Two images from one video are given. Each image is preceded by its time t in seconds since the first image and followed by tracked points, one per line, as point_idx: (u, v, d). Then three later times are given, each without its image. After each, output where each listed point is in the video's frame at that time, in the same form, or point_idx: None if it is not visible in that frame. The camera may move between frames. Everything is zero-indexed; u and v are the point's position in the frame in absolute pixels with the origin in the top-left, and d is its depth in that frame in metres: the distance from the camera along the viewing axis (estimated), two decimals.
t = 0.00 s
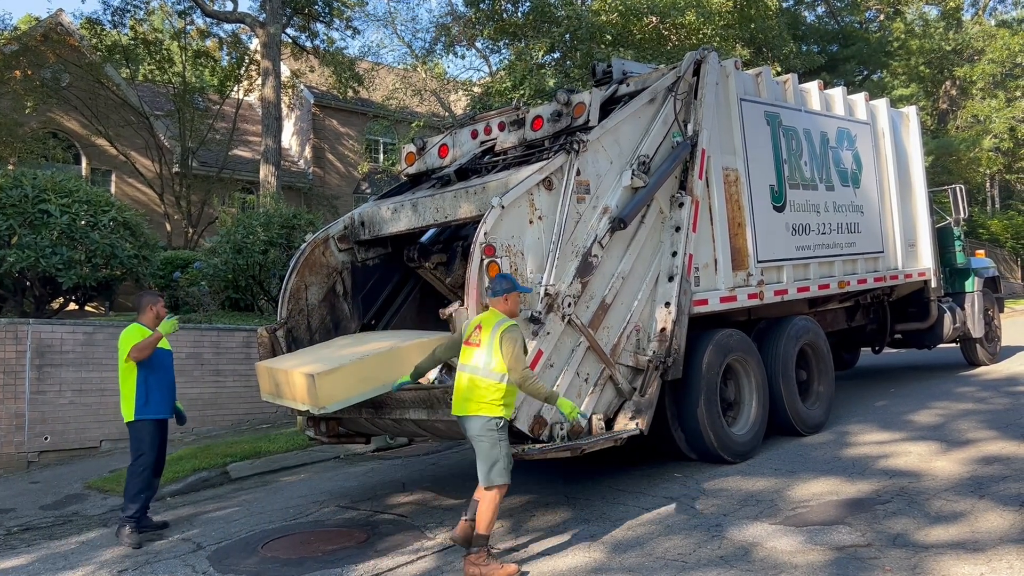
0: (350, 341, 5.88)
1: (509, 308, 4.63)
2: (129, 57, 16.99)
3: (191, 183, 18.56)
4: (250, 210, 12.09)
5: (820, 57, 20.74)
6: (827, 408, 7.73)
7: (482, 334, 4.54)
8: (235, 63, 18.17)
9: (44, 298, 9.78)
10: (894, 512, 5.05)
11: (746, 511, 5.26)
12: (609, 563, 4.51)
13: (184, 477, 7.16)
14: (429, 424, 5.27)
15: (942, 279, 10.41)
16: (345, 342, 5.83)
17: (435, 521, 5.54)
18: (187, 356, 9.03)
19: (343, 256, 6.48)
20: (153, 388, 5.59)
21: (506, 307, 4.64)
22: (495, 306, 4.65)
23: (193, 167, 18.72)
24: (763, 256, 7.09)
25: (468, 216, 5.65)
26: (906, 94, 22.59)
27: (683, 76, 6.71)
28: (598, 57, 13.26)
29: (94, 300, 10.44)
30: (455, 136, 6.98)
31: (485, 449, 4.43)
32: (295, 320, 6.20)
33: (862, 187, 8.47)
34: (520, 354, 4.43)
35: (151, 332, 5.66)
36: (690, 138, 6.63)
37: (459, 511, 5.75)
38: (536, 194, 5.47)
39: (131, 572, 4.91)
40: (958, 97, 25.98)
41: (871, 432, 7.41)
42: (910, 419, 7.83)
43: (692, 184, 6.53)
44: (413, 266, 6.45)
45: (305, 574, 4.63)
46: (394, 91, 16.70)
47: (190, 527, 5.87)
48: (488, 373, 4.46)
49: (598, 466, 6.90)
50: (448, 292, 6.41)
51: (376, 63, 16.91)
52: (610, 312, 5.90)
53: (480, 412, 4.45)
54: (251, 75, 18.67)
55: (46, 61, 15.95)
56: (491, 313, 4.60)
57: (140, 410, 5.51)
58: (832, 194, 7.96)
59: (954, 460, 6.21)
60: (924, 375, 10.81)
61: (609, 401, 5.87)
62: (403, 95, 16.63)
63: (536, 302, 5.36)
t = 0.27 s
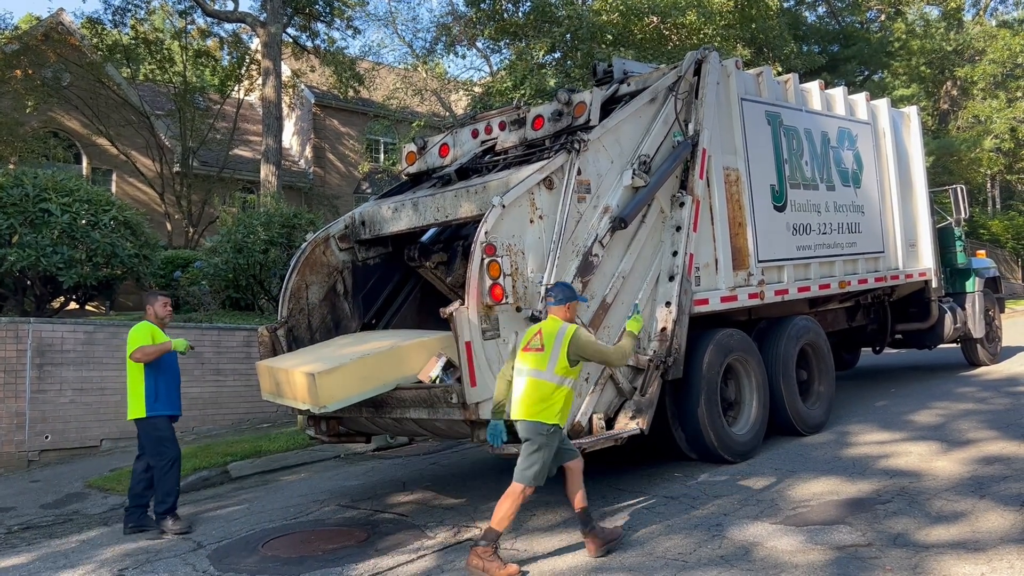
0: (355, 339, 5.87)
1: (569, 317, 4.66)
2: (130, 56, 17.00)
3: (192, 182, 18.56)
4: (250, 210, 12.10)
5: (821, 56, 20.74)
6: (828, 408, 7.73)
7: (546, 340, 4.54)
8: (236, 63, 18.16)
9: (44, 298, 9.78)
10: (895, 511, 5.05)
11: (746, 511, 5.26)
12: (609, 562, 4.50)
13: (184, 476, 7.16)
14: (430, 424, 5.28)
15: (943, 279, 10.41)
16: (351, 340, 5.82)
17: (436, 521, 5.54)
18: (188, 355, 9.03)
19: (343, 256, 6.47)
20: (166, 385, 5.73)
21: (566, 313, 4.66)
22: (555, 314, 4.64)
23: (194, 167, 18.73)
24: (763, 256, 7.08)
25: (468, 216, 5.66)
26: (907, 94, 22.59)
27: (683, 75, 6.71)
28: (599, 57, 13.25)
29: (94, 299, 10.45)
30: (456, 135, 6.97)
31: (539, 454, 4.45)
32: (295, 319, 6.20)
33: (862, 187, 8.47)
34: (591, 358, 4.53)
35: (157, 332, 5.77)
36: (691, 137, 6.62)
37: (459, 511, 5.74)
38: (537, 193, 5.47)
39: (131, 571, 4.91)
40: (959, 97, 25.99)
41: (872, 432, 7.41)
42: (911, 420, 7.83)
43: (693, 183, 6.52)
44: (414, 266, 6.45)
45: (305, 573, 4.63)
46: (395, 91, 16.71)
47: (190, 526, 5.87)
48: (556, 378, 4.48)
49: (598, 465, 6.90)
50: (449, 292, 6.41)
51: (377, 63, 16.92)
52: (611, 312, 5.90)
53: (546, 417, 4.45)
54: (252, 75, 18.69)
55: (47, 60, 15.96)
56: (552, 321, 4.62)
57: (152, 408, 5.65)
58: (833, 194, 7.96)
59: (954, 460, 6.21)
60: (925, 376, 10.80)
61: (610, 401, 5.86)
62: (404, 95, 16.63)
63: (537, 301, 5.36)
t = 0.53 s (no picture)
0: (358, 339, 5.87)
1: (626, 296, 4.85)
2: (133, 57, 16.89)
3: (194, 182, 18.57)
4: (252, 210, 12.10)
5: (823, 56, 20.72)
6: (830, 409, 7.72)
7: (606, 322, 4.78)
8: (238, 64, 18.29)
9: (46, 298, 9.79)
10: (898, 512, 5.04)
11: (748, 512, 5.26)
12: (611, 562, 4.51)
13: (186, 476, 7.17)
14: (432, 423, 5.28)
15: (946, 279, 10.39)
16: (353, 341, 5.83)
17: (438, 521, 5.54)
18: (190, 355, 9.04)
19: (346, 256, 6.48)
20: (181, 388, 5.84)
21: (624, 294, 4.85)
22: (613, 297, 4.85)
23: (196, 167, 18.75)
24: (765, 256, 7.08)
25: (470, 216, 5.66)
26: (910, 94, 22.57)
27: (686, 76, 6.71)
28: (601, 57, 13.24)
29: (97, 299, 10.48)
30: (458, 135, 6.99)
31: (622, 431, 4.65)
32: (297, 319, 6.20)
33: (865, 187, 8.46)
34: (654, 329, 4.74)
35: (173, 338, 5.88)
36: (693, 138, 6.62)
37: (461, 511, 5.74)
38: (539, 193, 5.47)
39: (133, 571, 4.91)
40: (962, 97, 25.95)
41: (874, 433, 7.40)
42: (913, 420, 7.82)
43: (695, 184, 6.52)
44: (415, 266, 6.55)
45: (307, 573, 4.64)
46: (398, 91, 16.70)
47: (192, 526, 5.87)
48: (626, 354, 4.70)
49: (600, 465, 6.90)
50: (451, 292, 6.39)
51: (380, 63, 16.92)
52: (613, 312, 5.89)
53: (617, 395, 4.67)
54: (254, 75, 18.70)
55: (50, 60, 15.98)
56: (609, 303, 4.83)
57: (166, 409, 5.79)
58: (836, 194, 7.96)
59: (957, 461, 6.20)
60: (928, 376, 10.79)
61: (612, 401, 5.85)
62: (406, 95, 16.64)
63: (538, 302, 5.35)
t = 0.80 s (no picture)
0: (360, 338, 5.87)
1: (700, 304, 4.93)
2: (137, 57, 17.06)
3: (199, 182, 18.59)
4: (257, 210, 12.12)
5: (828, 55, 20.68)
6: (834, 408, 7.70)
7: (676, 328, 4.84)
8: (242, 63, 18.33)
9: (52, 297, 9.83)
10: (902, 511, 5.03)
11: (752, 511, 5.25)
12: (615, 561, 4.50)
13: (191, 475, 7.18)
14: (436, 423, 5.29)
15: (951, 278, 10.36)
16: (355, 340, 5.83)
17: (441, 520, 5.54)
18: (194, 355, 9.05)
19: (349, 255, 6.49)
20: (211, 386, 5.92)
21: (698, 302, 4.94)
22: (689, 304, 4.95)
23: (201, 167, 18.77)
24: (770, 255, 7.07)
25: (474, 216, 5.66)
26: (915, 93, 22.53)
27: (690, 74, 6.70)
28: (605, 56, 13.21)
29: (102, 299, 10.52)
30: (462, 135, 6.99)
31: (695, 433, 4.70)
32: (301, 318, 6.20)
33: (869, 186, 8.44)
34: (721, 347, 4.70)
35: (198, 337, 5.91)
36: (697, 137, 6.61)
37: (465, 510, 5.74)
38: (543, 192, 5.46)
39: (137, 570, 4.92)
40: (967, 96, 25.89)
41: (878, 432, 7.37)
42: (918, 419, 7.79)
43: (698, 182, 6.51)
44: (419, 266, 6.53)
45: (310, 572, 4.64)
46: (402, 91, 16.72)
47: (196, 525, 5.88)
48: (689, 364, 4.74)
49: (604, 465, 6.89)
50: (454, 290, 6.39)
51: (383, 63, 16.93)
52: (617, 311, 5.89)
53: (684, 398, 4.71)
54: (258, 75, 18.72)
55: (55, 61, 16.05)
56: (683, 309, 4.91)
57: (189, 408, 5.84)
58: (840, 192, 7.94)
59: (962, 460, 6.18)
60: (933, 375, 10.75)
61: (616, 400, 5.85)
62: (410, 95, 16.64)
63: (542, 301, 5.35)
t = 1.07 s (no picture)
0: (365, 338, 5.88)
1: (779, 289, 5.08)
2: (145, 57, 17.07)
3: (207, 182, 18.63)
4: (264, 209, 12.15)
5: (835, 53, 20.60)
6: (842, 407, 7.67)
7: (752, 310, 4.98)
8: (250, 64, 18.25)
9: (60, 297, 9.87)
10: (910, 511, 5.00)
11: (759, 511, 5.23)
12: (621, 561, 4.50)
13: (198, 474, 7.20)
14: (442, 423, 5.29)
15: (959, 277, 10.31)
16: (360, 340, 5.84)
17: (447, 520, 5.54)
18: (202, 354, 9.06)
19: (355, 255, 6.50)
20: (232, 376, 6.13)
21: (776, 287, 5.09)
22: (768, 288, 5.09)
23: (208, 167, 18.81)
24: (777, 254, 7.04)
25: (479, 215, 5.65)
26: (923, 91, 22.44)
27: (696, 73, 6.68)
28: (611, 55, 13.17)
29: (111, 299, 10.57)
30: (468, 135, 6.96)
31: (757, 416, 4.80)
32: (307, 318, 6.25)
33: (877, 184, 8.40)
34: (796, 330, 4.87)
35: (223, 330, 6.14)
36: (703, 135, 6.59)
37: (471, 510, 5.74)
38: (548, 191, 5.45)
39: (144, 569, 4.94)
40: (975, 93, 25.76)
41: (886, 431, 7.34)
42: (926, 419, 7.76)
43: (705, 181, 6.49)
44: (425, 265, 6.44)
45: (316, 572, 4.64)
46: (408, 90, 16.73)
47: (203, 525, 5.90)
48: (762, 346, 4.89)
49: (611, 464, 6.88)
50: (460, 291, 6.43)
51: (390, 62, 16.95)
52: (623, 310, 5.87)
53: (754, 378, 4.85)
54: (266, 75, 18.76)
55: (63, 62, 16.17)
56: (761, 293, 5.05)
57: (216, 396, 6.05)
58: (847, 191, 7.90)
59: (970, 460, 6.15)
60: (941, 374, 10.70)
61: (622, 400, 5.83)
62: (417, 94, 16.65)
63: (547, 300, 5.34)
